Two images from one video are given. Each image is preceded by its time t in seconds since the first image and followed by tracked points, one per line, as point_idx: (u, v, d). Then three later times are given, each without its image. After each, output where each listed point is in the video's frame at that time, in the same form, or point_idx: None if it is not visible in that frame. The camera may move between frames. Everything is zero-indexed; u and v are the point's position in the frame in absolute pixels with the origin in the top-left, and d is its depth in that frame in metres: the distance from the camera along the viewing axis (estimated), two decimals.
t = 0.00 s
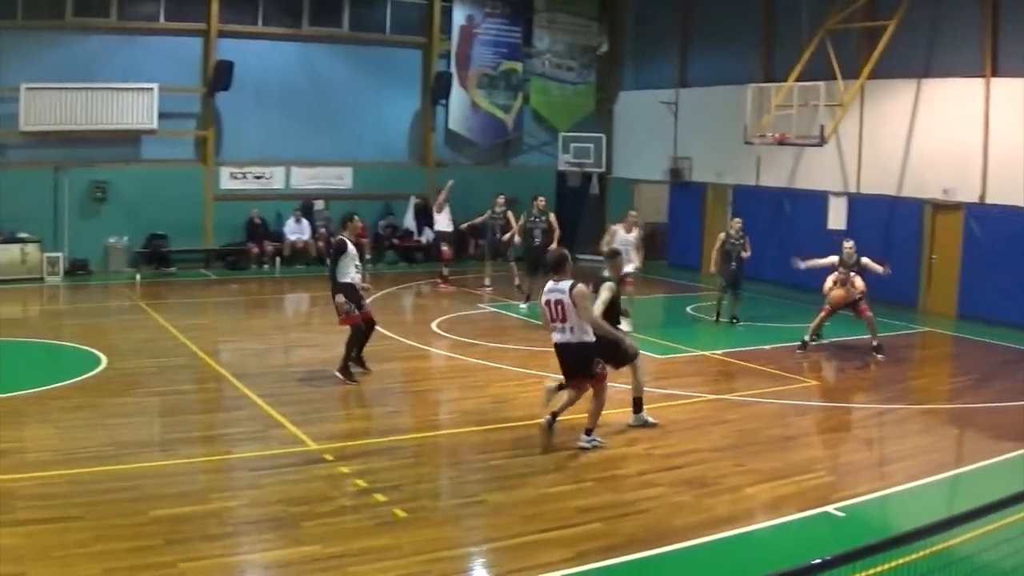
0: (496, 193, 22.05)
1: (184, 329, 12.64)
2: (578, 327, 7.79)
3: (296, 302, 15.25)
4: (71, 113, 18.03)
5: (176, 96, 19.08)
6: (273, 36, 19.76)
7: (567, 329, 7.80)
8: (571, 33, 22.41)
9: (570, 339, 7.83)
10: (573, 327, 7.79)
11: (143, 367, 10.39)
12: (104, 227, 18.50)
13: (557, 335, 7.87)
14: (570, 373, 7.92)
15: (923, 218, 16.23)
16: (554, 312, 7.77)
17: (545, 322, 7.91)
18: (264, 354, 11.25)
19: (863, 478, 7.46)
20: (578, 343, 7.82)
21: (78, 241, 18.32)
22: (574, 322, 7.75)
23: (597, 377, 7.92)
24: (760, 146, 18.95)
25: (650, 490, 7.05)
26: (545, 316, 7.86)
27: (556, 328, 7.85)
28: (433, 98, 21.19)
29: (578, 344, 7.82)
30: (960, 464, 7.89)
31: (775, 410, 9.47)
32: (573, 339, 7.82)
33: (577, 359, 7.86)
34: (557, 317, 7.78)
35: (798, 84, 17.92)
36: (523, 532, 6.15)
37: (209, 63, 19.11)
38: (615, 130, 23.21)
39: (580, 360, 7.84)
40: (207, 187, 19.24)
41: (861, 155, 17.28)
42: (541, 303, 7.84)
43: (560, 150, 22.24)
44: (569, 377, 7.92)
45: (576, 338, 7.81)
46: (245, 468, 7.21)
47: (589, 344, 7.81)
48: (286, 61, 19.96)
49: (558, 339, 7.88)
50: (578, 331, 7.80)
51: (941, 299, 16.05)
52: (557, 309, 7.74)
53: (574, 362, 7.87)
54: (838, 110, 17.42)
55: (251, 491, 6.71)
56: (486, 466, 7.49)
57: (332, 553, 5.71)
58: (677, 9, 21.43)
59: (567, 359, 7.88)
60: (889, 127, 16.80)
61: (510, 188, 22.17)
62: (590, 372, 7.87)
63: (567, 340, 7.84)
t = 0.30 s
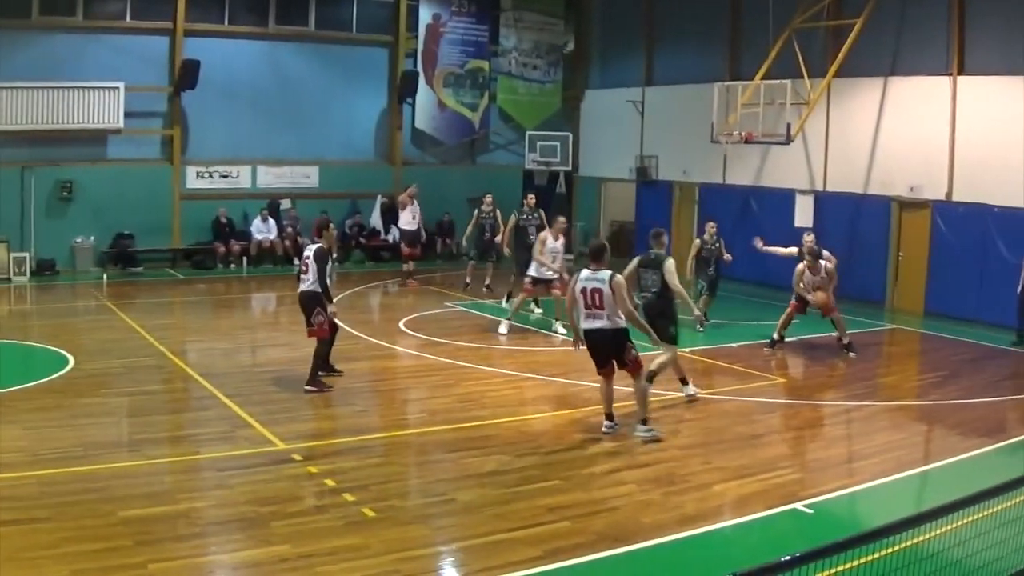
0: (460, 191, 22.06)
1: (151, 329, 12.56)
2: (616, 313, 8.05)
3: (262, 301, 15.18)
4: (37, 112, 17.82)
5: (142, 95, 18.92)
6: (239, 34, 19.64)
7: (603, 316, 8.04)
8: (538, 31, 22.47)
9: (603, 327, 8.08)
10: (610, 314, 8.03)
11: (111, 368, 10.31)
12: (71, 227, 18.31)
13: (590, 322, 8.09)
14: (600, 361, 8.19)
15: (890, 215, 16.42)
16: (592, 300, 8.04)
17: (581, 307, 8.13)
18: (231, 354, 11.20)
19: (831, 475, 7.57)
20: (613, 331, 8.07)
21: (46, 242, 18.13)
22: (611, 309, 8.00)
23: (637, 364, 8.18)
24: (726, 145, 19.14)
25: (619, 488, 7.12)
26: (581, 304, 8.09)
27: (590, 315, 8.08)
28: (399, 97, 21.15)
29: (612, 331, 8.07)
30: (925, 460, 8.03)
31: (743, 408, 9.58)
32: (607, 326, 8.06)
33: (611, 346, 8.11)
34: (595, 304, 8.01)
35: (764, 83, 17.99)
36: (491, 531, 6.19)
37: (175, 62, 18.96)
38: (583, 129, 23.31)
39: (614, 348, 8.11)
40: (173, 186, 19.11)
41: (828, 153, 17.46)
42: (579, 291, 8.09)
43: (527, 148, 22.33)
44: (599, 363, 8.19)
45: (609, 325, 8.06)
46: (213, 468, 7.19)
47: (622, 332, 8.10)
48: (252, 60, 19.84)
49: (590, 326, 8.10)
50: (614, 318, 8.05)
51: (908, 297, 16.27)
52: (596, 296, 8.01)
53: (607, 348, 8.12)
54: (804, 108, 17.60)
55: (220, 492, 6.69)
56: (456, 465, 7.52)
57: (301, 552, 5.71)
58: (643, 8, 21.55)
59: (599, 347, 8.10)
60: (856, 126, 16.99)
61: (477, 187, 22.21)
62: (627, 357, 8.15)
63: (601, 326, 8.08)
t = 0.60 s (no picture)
0: (442, 191, 22.07)
1: (132, 329, 12.50)
2: (659, 314, 8.12)
3: (243, 301, 15.13)
4: (17, 112, 17.68)
5: (123, 94, 18.83)
6: (221, 34, 19.56)
7: (647, 316, 8.08)
8: (518, 30, 22.50)
9: (644, 327, 8.11)
10: (654, 314, 8.08)
11: (91, 368, 10.26)
12: (52, 227, 18.20)
13: (633, 321, 8.11)
14: (631, 360, 8.18)
15: (870, 213, 16.55)
16: (639, 299, 8.08)
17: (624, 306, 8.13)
18: (212, 354, 11.16)
19: (812, 473, 7.63)
20: (654, 332, 8.11)
21: (26, 242, 18.00)
22: (656, 308, 8.07)
23: (665, 368, 8.21)
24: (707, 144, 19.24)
25: (600, 487, 7.16)
26: (626, 301, 8.10)
27: (633, 313, 8.10)
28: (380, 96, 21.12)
29: (654, 331, 8.10)
30: (905, 458, 8.11)
31: (724, 406, 9.64)
32: (650, 326, 8.10)
33: (649, 346, 8.12)
34: (642, 302, 8.06)
35: (744, 82, 18.08)
36: (473, 530, 6.21)
37: (156, 61, 18.87)
38: (564, 128, 23.36)
39: (652, 348, 8.11)
40: (153, 185, 19.01)
41: (809, 153, 17.58)
42: (625, 289, 8.11)
43: (507, 147, 22.35)
44: (629, 362, 8.18)
45: (652, 325, 8.10)
46: (194, 468, 7.18)
47: (662, 334, 8.14)
48: (233, 60, 19.77)
49: (632, 324, 8.11)
50: (658, 318, 8.11)
51: (889, 295, 16.40)
52: (644, 296, 8.06)
53: (644, 348, 8.13)
54: (785, 108, 17.71)
55: (203, 492, 6.68)
56: (438, 464, 7.53)
57: (283, 552, 5.72)
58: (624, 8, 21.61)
59: (639, 345, 8.10)
60: (837, 125, 17.11)
61: (457, 186, 22.23)
62: (661, 359, 8.17)
63: (643, 326, 8.10)
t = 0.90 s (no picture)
0: (436, 191, 22.07)
1: (126, 329, 12.48)
2: (711, 306, 8.03)
3: (238, 301, 15.11)
4: (11, 112, 17.65)
5: (117, 94, 18.80)
6: (215, 34, 19.54)
7: (698, 307, 8.00)
8: (513, 30, 22.52)
9: (694, 317, 8.04)
10: (705, 305, 8.00)
11: (85, 368, 10.24)
12: (47, 227, 18.17)
13: (683, 311, 8.05)
14: (681, 352, 8.14)
15: (865, 213, 16.58)
16: (689, 289, 8.00)
17: (674, 297, 8.06)
18: (206, 354, 11.15)
19: (807, 473, 7.65)
20: (704, 323, 8.03)
21: (21, 242, 17.97)
22: (707, 299, 7.99)
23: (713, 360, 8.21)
24: (701, 143, 19.26)
25: (595, 487, 7.17)
26: (676, 292, 8.04)
27: (683, 304, 8.04)
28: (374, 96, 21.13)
29: (703, 322, 8.03)
30: (900, 458, 8.12)
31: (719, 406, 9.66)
32: (699, 317, 8.02)
33: (698, 338, 8.07)
34: (693, 294, 7.98)
35: (739, 82, 18.10)
36: (469, 530, 6.21)
37: (150, 61, 18.84)
38: (558, 128, 23.39)
39: (702, 340, 8.07)
40: (147, 185, 18.98)
41: (803, 152, 17.61)
42: (676, 279, 8.03)
43: (501, 147, 22.36)
44: (679, 355, 8.14)
45: (702, 317, 8.02)
46: (189, 468, 7.17)
47: (712, 325, 8.07)
48: (227, 60, 19.75)
49: (681, 315, 8.05)
50: (709, 309, 8.03)
51: (883, 295, 16.44)
52: (694, 287, 7.98)
53: (692, 339, 8.08)
54: (779, 107, 17.74)
55: (197, 492, 6.68)
56: (432, 464, 7.54)
57: (278, 552, 5.72)
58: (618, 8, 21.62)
59: (688, 336, 8.05)
60: (831, 125, 17.14)
61: (451, 186, 22.25)
62: (710, 352, 8.14)
63: (693, 317, 8.02)
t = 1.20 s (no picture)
0: (437, 191, 22.07)
1: (127, 329, 12.48)
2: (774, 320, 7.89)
3: (239, 301, 15.12)
4: (12, 112, 17.65)
5: (118, 94, 18.80)
6: (215, 34, 19.53)
7: (762, 322, 7.85)
8: (513, 30, 22.53)
9: (758, 332, 7.87)
10: (768, 319, 7.86)
11: (86, 369, 10.25)
12: (47, 227, 18.17)
13: (747, 326, 7.87)
14: (743, 367, 7.97)
15: (866, 213, 16.57)
16: (752, 304, 7.84)
17: (738, 312, 7.87)
18: (207, 354, 11.15)
19: (808, 473, 7.64)
20: (767, 337, 7.88)
21: (22, 242, 17.98)
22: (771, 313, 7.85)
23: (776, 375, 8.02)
24: (702, 143, 19.26)
25: (596, 487, 7.16)
26: (739, 306, 7.86)
27: (746, 318, 7.87)
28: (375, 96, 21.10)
29: (768, 336, 7.87)
30: (901, 458, 8.12)
31: (720, 406, 9.66)
32: (763, 332, 7.86)
33: (761, 352, 7.90)
34: (757, 308, 7.83)
35: (739, 82, 18.09)
36: (469, 530, 6.21)
37: (151, 62, 18.85)
38: (559, 128, 23.40)
39: (767, 355, 7.90)
40: (148, 186, 18.99)
41: (804, 152, 17.60)
42: (739, 294, 7.86)
43: (502, 147, 22.35)
44: (742, 369, 7.96)
45: (765, 332, 7.87)
46: (190, 468, 7.18)
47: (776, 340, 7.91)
48: (228, 60, 19.75)
49: (745, 329, 7.87)
50: (772, 323, 7.89)
51: (884, 295, 16.44)
52: (758, 301, 7.83)
53: (755, 354, 7.91)
54: (780, 107, 17.75)
55: (198, 492, 6.68)
56: (433, 464, 7.54)
57: (278, 552, 5.72)
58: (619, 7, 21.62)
59: (752, 350, 7.89)
60: (832, 125, 17.14)
61: (452, 186, 22.25)
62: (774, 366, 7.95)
63: (757, 333, 7.86)
